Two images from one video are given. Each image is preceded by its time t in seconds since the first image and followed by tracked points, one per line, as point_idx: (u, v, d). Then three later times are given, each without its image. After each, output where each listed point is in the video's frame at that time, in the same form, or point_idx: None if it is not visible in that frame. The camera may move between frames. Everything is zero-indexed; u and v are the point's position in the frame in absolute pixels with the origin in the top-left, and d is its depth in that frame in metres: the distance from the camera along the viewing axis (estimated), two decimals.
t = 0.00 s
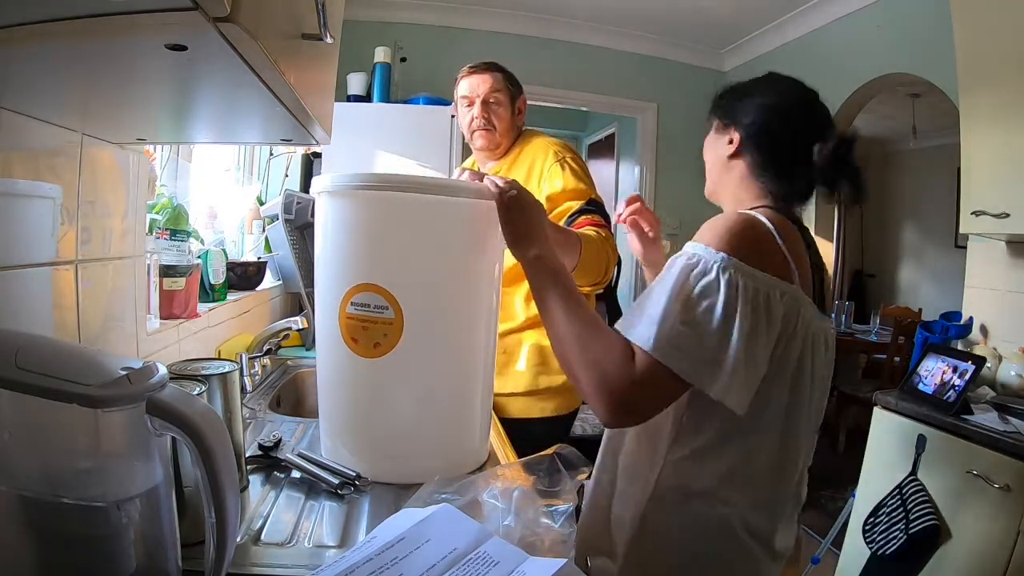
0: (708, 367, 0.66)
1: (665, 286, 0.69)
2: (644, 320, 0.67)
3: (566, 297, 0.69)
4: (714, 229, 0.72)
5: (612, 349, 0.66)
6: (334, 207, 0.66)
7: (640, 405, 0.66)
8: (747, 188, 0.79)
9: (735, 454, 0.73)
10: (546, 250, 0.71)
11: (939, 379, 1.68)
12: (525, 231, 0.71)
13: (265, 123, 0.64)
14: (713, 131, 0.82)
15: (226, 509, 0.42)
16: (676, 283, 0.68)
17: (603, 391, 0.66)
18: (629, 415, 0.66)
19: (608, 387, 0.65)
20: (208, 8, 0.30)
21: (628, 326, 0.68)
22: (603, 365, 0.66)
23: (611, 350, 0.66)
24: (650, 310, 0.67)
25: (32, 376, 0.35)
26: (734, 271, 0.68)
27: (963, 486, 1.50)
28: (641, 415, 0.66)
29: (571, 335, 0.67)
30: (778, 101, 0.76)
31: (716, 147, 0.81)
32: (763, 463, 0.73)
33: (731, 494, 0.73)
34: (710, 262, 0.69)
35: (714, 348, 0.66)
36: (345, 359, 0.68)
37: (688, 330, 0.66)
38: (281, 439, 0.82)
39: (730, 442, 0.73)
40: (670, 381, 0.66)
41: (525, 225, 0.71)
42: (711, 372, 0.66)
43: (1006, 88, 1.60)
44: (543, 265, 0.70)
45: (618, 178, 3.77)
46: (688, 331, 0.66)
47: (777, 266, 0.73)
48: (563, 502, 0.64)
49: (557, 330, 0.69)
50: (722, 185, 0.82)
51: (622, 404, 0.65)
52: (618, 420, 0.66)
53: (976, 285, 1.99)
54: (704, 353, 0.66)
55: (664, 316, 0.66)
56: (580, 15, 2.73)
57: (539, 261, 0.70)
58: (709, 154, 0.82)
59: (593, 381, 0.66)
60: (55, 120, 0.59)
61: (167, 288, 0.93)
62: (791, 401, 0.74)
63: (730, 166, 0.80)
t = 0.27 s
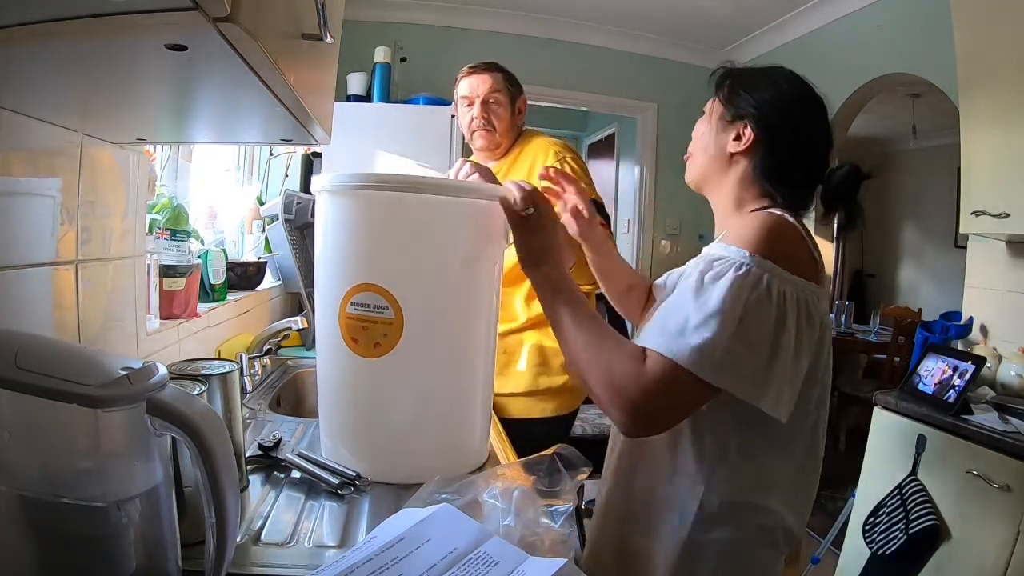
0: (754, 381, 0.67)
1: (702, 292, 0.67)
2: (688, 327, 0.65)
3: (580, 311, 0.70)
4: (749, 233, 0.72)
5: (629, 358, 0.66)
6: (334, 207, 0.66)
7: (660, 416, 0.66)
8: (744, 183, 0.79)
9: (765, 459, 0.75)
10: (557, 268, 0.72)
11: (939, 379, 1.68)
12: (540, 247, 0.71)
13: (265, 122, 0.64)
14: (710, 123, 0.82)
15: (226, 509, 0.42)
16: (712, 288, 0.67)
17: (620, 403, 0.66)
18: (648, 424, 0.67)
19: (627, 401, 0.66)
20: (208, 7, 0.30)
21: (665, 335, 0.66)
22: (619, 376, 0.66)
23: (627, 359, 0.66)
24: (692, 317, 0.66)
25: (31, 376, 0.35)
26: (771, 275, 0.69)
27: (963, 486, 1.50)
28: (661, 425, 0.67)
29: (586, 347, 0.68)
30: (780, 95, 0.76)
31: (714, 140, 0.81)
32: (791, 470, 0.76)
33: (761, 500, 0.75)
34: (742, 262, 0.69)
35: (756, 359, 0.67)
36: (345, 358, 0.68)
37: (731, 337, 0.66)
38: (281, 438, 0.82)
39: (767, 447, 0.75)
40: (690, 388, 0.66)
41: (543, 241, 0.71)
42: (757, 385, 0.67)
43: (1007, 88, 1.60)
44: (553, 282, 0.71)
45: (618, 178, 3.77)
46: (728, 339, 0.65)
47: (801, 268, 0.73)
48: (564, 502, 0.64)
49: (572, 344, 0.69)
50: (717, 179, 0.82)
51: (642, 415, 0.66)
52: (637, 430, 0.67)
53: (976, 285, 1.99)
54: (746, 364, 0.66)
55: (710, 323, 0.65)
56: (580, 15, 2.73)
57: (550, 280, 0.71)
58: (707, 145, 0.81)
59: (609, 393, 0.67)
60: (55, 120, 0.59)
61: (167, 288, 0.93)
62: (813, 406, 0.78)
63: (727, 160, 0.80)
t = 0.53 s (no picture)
0: (800, 388, 0.68)
1: (732, 308, 0.66)
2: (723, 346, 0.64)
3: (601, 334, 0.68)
4: (766, 238, 0.71)
5: (662, 380, 0.65)
6: (334, 207, 0.66)
7: (702, 437, 0.64)
8: (731, 182, 0.80)
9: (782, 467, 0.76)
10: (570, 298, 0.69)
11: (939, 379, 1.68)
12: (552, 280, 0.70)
13: (265, 122, 0.64)
14: (692, 119, 0.81)
15: (226, 509, 0.42)
16: (741, 303, 0.66)
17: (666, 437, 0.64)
18: (696, 452, 0.65)
19: (663, 423, 0.64)
20: (208, 8, 0.30)
21: (699, 357, 0.64)
22: (660, 411, 0.64)
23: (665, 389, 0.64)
24: (725, 335, 0.64)
25: (31, 376, 0.35)
26: (792, 283, 0.68)
27: (963, 487, 1.50)
28: (702, 448, 0.65)
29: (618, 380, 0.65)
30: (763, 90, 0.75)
31: (696, 137, 0.80)
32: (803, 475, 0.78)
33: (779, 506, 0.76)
34: (762, 271, 0.67)
35: (799, 366, 0.68)
36: (345, 358, 0.68)
37: (768, 352, 0.65)
38: (281, 439, 0.82)
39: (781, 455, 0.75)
40: (733, 409, 0.65)
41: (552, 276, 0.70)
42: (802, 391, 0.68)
43: (1007, 88, 1.60)
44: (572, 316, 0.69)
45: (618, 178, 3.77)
46: (766, 355, 0.65)
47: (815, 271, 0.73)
48: (563, 502, 0.64)
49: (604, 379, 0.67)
50: (701, 177, 0.83)
51: (689, 444, 0.64)
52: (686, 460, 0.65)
53: (976, 285, 1.99)
54: (792, 373, 0.67)
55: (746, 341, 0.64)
56: (581, 15, 2.73)
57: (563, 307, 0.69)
58: (690, 142, 0.81)
59: (653, 428, 0.64)
60: (55, 120, 0.59)
61: (167, 287, 0.93)
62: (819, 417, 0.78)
63: (711, 157, 0.80)
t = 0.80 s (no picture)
0: (781, 375, 0.81)
1: (739, 304, 0.76)
2: (728, 335, 0.75)
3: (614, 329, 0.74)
4: (758, 244, 0.82)
5: (669, 368, 0.75)
6: (333, 207, 0.66)
7: (701, 415, 0.75)
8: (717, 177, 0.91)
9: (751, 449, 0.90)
10: (568, 288, 0.73)
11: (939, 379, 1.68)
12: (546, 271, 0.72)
13: (265, 122, 0.64)
14: (681, 129, 0.90)
15: (226, 509, 0.42)
16: (743, 301, 0.77)
17: (670, 418, 0.74)
18: (691, 429, 0.76)
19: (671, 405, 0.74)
20: (208, 7, 0.30)
21: (706, 345, 0.75)
22: (670, 398, 0.74)
23: (673, 378, 0.74)
24: (731, 326, 0.75)
25: (31, 377, 0.35)
26: (785, 285, 0.80)
27: (964, 487, 1.50)
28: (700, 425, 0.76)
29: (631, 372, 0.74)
30: (740, 105, 0.88)
31: (688, 144, 0.89)
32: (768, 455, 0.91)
33: (749, 484, 0.89)
34: (762, 274, 0.78)
35: (782, 355, 0.80)
36: (345, 358, 0.68)
37: (762, 345, 0.77)
38: (281, 438, 0.82)
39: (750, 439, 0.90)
40: (727, 394, 0.76)
41: (552, 272, 0.72)
42: (781, 378, 0.81)
43: (1006, 88, 1.60)
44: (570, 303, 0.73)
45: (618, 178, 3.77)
46: (759, 347, 0.77)
47: (798, 270, 0.85)
48: (563, 502, 0.64)
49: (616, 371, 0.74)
50: (690, 182, 0.92)
51: (689, 421, 0.75)
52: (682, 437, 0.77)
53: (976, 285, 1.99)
54: (776, 363, 0.79)
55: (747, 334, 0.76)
56: (581, 15, 2.73)
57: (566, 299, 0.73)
58: (678, 144, 0.90)
59: (661, 411, 0.74)
60: (55, 120, 0.59)
61: (167, 287, 0.93)
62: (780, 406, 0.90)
63: (702, 163, 0.89)
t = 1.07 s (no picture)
0: (762, 372, 0.80)
1: (714, 297, 0.77)
2: (699, 325, 0.76)
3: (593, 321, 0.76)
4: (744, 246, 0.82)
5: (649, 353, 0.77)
6: (333, 206, 0.66)
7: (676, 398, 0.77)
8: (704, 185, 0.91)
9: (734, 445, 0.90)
10: (553, 281, 0.77)
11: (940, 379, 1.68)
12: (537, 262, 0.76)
13: (265, 122, 0.64)
14: (677, 136, 0.89)
15: (226, 509, 0.42)
16: (724, 294, 0.78)
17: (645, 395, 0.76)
18: (669, 407, 0.77)
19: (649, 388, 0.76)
20: (208, 7, 0.30)
21: (680, 335, 0.77)
22: (642, 376, 0.76)
23: (647, 359, 0.76)
24: (702, 316, 0.77)
25: (30, 377, 0.35)
26: (764, 286, 0.80)
27: (963, 487, 1.50)
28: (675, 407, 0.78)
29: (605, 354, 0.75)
30: (729, 116, 0.89)
31: (681, 151, 0.88)
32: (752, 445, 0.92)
33: (733, 472, 0.91)
34: (744, 274, 0.79)
35: (762, 352, 0.80)
36: (344, 358, 0.68)
37: (739, 337, 0.78)
38: (281, 438, 0.82)
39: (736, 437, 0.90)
40: (704, 380, 0.77)
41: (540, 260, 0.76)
42: (762, 375, 0.80)
43: (1006, 88, 1.60)
44: (552, 294, 0.76)
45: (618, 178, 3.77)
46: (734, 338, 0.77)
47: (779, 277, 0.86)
48: (563, 502, 0.64)
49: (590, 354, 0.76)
50: (679, 189, 0.91)
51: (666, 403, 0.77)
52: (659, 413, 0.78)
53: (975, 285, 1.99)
54: (755, 359, 0.79)
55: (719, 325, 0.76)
56: (581, 15, 2.73)
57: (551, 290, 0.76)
58: (670, 152, 0.89)
59: (635, 389, 0.76)
60: (55, 120, 0.59)
61: (167, 287, 0.93)
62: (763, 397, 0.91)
63: (694, 172, 0.89)
